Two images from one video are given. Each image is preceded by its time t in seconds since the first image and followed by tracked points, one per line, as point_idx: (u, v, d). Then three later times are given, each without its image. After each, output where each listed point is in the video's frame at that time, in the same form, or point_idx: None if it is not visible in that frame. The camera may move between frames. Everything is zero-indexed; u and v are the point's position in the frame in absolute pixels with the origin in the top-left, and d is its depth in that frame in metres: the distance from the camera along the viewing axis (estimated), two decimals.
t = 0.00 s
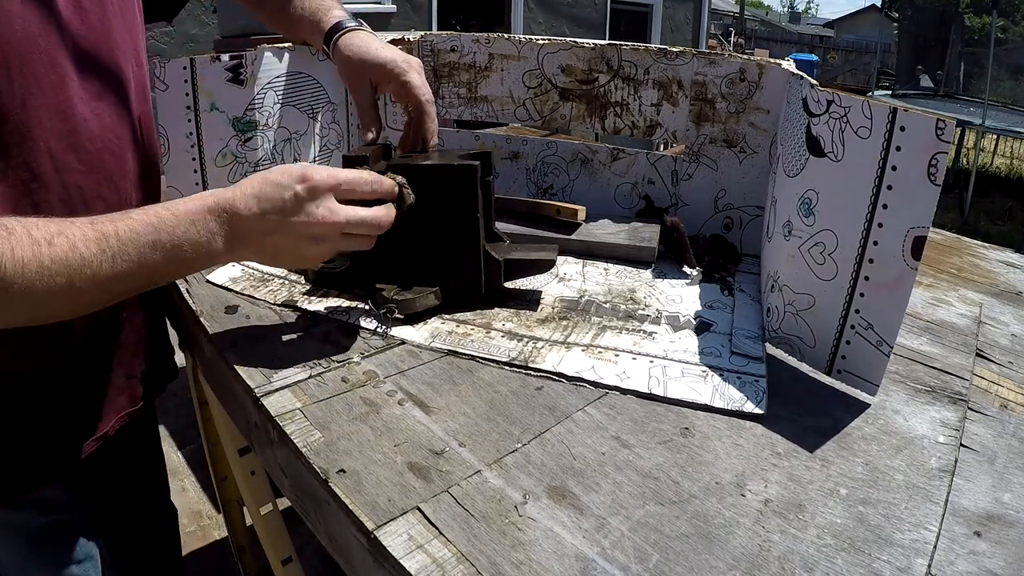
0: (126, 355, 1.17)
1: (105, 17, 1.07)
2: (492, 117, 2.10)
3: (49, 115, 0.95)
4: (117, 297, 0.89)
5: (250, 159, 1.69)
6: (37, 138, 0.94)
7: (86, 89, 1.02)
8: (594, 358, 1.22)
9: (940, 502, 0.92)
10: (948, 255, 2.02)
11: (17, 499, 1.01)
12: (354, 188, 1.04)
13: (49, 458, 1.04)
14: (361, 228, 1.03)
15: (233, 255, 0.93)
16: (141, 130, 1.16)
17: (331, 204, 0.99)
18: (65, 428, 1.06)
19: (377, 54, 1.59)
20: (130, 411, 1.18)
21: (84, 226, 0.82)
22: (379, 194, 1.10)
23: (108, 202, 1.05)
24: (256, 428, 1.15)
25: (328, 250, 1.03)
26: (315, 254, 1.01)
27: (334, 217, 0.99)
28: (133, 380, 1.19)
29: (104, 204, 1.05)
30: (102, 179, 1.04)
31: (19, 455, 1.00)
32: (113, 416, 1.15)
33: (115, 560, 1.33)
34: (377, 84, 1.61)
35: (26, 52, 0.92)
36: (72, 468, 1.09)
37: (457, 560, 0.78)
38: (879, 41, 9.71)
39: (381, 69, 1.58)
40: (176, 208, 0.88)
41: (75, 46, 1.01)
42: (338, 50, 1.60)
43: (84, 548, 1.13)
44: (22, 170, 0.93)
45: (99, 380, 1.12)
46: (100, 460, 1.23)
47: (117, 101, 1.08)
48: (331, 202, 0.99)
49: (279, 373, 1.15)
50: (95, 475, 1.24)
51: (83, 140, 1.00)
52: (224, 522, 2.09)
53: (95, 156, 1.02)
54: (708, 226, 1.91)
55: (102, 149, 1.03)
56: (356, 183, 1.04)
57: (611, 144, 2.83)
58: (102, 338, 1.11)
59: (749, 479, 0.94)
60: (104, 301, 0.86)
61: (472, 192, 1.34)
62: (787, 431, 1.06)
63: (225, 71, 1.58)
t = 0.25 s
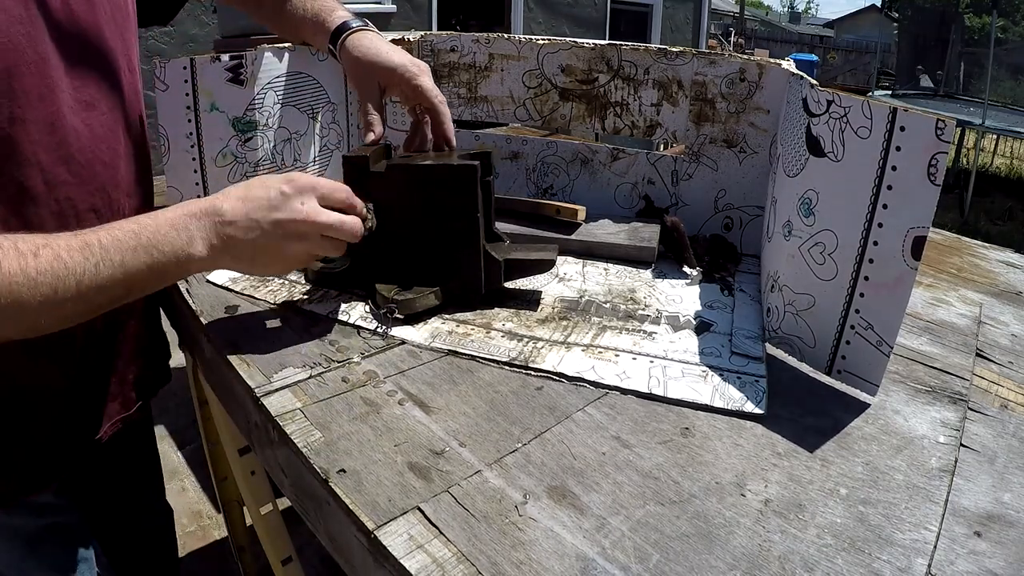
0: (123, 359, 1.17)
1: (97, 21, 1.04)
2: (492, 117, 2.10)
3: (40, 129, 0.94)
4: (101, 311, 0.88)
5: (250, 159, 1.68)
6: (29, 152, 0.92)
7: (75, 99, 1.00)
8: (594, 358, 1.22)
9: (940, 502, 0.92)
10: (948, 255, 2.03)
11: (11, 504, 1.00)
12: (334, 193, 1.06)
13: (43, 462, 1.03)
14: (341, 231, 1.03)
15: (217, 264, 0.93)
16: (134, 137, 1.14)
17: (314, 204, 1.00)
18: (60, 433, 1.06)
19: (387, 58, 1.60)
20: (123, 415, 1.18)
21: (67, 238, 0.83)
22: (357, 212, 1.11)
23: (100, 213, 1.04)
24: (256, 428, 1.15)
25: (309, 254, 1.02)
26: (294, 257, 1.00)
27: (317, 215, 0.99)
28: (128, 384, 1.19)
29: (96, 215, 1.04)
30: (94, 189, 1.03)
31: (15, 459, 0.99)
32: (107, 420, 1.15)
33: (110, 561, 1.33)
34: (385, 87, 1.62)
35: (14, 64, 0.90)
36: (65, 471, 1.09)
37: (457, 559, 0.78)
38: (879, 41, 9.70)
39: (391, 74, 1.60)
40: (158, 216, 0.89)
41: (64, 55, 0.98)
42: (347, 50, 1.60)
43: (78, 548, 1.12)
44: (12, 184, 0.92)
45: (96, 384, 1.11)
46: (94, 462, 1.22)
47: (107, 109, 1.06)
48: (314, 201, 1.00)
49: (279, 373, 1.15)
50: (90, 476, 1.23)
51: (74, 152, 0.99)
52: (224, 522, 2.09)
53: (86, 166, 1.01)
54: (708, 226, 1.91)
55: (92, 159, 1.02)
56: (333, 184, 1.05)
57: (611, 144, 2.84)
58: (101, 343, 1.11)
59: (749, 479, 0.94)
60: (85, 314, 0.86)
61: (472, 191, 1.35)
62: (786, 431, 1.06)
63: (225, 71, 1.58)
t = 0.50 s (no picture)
0: (120, 362, 1.17)
1: (89, 23, 1.02)
2: (492, 117, 2.10)
3: (30, 133, 0.92)
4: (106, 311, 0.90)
5: (250, 159, 1.68)
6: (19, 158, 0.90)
7: (67, 101, 0.98)
8: (594, 358, 1.22)
9: (940, 502, 0.92)
10: (948, 255, 2.02)
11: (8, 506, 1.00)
12: (302, 164, 1.03)
13: (41, 465, 1.04)
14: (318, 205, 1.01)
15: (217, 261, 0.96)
16: (127, 140, 1.12)
17: (281, 182, 0.96)
18: (58, 436, 1.06)
19: (387, 58, 1.60)
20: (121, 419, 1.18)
21: (76, 240, 0.85)
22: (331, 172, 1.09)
23: (91, 218, 1.03)
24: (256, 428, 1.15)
25: (292, 231, 1.01)
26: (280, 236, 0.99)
27: (287, 193, 0.96)
28: (126, 387, 1.19)
29: (87, 220, 1.02)
30: (85, 194, 1.01)
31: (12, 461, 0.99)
32: (104, 423, 1.15)
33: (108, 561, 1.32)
34: (386, 88, 1.63)
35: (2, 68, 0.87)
36: (64, 473, 1.09)
37: (457, 560, 0.78)
38: (879, 41, 9.70)
39: (392, 74, 1.60)
40: (162, 219, 0.92)
41: (55, 57, 0.96)
42: (348, 50, 1.60)
43: (76, 548, 1.11)
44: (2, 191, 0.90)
45: (94, 387, 1.12)
46: (92, 463, 1.22)
47: (99, 111, 1.04)
48: (281, 178, 0.97)
49: (279, 372, 1.15)
50: (88, 476, 1.23)
51: (66, 157, 0.97)
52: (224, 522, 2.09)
53: (77, 171, 0.99)
54: (708, 226, 1.91)
55: (83, 163, 1.00)
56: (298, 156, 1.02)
57: (611, 144, 2.83)
58: (98, 345, 1.12)
59: (749, 479, 0.94)
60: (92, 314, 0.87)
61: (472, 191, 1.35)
62: (786, 431, 1.06)
63: (225, 72, 1.58)
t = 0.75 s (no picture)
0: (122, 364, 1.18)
1: (81, 26, 1.02)
2: (492, 117, 2.10)
3: (23, 136, 0.91)
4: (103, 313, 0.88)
5: (249, 159, 1.68)
6: (13, 160, 0.90)
7: (59, 103, 0.98)
8: (594, 358, 1.22)
9: (940, 503, 0.92)
10: (948, 255, 2.02)
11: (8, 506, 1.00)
12: (319, 181, 1.02)
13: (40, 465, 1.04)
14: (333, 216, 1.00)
15: (221, 267, 0.94)
16: (122, 141, 1.12)
17: (296, 198, 0.96)
18: (59, 437, 1.06)
19: (388, 59, 1.61)
20: (121, 421, 1.19)
21: (77, 241, 0.83)
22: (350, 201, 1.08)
23: (85, 221, 1.02)
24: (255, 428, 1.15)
25: (302, 244, 1.00)
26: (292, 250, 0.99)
27: (300, 210, 0.95)
28: (127, 389, 1.20)
29: (81, 222, 1.02)
30: (79, 197, 1.01)
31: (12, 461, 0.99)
32: (102, 425, 1.15)
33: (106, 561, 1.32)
34: (387, 88, 1.63)
35: None
36: (60, 474, 1.09)
37: (456, 560, 0.78)
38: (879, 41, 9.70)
39: (393, 75, 1.60)
40: (165, 221, 0.91)
41: (48, 59, 0.96)
42: (348, 49, 1.60)
43: (74, 548, 1.11)
44: None
45: (95, 388, 1.12)
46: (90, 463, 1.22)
47: (92, 113, 1.04)
48: (296, 195, 0.96)
49: (279, 373, 1.15)
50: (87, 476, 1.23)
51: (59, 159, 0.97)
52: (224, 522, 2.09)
53: (71, 173, 0.99)
54: (708, 226, 1.90)
55: (77, 165, 1.00)
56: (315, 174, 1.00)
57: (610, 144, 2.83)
58: (101, 346, 1.12)
59: (749, 479, 0.94)
60: (88, 317, 0.85)
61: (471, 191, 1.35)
62: (786, 431, 1.06)
63: (225, 72, 1.58)
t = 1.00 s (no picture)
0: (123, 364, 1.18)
1: (82, 26, 1.02)
2: (492, 117, 2.10)
3: (22, 134, 0.91)
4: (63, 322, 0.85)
5: (249, 159, 1.67)
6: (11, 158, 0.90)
7: (59, 103, 0.98)
8: (594, 358, 1.22)
9: (940, 502, 0.92)
10: (948, 255, 2.02)
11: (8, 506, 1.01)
12: (312, 215, 1.06)
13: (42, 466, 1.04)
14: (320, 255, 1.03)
15: (188, 274, 0.91)
16: (122, 139, 1.12)
17: (291, 225, 1.00)
18: (58, 438, 1.06)
19: (388, 60, 1.61)
20: (123, 421, 1.19)
21: (34, 247, 0.80)
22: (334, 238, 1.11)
23: (85, 218, 1.02)
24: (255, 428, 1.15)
25: (279, 275, 1.02)
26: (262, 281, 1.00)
27: (291, 236, 0.99)
28: (128, 389, 1.20)
29: (81, 219, 1.02)
30: (78, 194, 1.01)
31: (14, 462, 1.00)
32: (104, 425, 1.15)
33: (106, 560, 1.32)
34: (388, 89, 1.63)
35: None
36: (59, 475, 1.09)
37: (457, 560, 0.78)
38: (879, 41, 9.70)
39: (394, 75, 1.61)
40: (127, 223, 0.87)
41: (48, 57, 0.96)
42: (349, 50, 1.60)
43: (75, 548, 1.10)
44: None
45: (94, 388, 1.12)
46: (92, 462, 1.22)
47: (93, 112, 1.04)
48: (290, 222, 1.00)
49: (279, 373, 1.15)
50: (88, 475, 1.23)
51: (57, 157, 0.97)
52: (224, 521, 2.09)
53: (71, 171, 0.99)
54: (708, 226, 1.91)
55: (77, 163, 1.00)
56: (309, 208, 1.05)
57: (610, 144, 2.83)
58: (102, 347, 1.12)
59: (749, 479, 0.94)
60: (48, 326, 0.83)
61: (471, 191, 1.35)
62: (786, 431, 1.06)
63: (225, 72, 1.57)
